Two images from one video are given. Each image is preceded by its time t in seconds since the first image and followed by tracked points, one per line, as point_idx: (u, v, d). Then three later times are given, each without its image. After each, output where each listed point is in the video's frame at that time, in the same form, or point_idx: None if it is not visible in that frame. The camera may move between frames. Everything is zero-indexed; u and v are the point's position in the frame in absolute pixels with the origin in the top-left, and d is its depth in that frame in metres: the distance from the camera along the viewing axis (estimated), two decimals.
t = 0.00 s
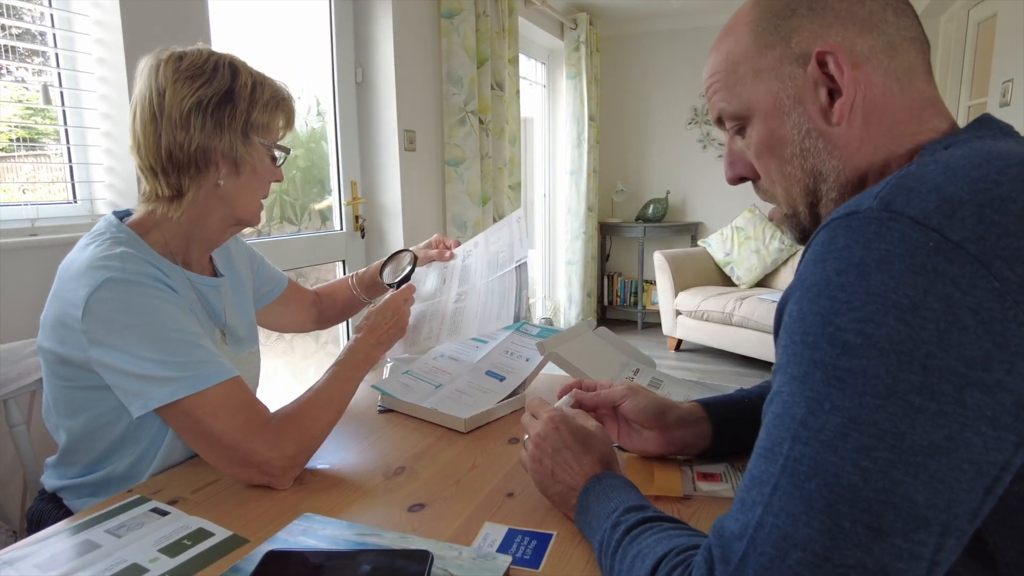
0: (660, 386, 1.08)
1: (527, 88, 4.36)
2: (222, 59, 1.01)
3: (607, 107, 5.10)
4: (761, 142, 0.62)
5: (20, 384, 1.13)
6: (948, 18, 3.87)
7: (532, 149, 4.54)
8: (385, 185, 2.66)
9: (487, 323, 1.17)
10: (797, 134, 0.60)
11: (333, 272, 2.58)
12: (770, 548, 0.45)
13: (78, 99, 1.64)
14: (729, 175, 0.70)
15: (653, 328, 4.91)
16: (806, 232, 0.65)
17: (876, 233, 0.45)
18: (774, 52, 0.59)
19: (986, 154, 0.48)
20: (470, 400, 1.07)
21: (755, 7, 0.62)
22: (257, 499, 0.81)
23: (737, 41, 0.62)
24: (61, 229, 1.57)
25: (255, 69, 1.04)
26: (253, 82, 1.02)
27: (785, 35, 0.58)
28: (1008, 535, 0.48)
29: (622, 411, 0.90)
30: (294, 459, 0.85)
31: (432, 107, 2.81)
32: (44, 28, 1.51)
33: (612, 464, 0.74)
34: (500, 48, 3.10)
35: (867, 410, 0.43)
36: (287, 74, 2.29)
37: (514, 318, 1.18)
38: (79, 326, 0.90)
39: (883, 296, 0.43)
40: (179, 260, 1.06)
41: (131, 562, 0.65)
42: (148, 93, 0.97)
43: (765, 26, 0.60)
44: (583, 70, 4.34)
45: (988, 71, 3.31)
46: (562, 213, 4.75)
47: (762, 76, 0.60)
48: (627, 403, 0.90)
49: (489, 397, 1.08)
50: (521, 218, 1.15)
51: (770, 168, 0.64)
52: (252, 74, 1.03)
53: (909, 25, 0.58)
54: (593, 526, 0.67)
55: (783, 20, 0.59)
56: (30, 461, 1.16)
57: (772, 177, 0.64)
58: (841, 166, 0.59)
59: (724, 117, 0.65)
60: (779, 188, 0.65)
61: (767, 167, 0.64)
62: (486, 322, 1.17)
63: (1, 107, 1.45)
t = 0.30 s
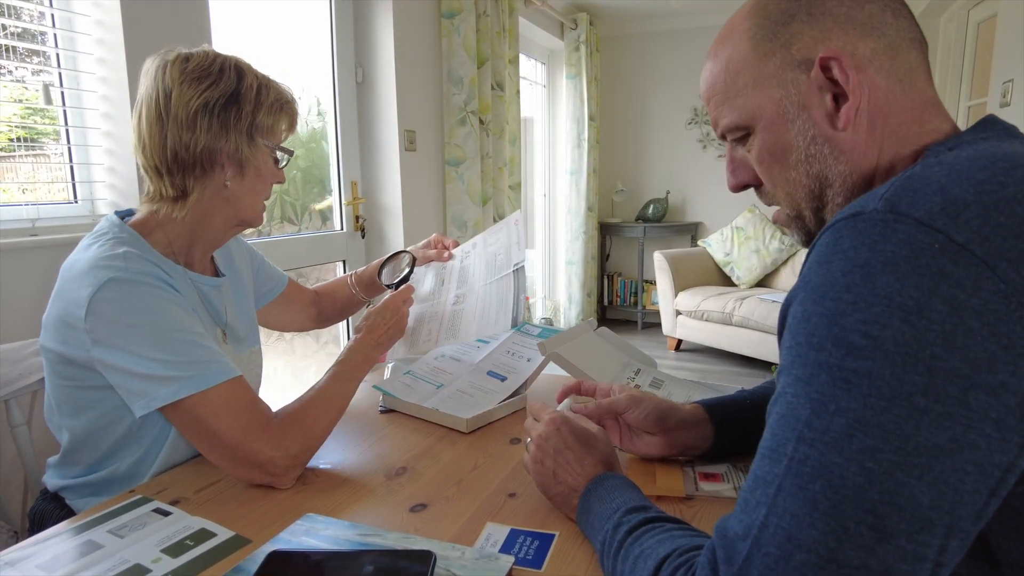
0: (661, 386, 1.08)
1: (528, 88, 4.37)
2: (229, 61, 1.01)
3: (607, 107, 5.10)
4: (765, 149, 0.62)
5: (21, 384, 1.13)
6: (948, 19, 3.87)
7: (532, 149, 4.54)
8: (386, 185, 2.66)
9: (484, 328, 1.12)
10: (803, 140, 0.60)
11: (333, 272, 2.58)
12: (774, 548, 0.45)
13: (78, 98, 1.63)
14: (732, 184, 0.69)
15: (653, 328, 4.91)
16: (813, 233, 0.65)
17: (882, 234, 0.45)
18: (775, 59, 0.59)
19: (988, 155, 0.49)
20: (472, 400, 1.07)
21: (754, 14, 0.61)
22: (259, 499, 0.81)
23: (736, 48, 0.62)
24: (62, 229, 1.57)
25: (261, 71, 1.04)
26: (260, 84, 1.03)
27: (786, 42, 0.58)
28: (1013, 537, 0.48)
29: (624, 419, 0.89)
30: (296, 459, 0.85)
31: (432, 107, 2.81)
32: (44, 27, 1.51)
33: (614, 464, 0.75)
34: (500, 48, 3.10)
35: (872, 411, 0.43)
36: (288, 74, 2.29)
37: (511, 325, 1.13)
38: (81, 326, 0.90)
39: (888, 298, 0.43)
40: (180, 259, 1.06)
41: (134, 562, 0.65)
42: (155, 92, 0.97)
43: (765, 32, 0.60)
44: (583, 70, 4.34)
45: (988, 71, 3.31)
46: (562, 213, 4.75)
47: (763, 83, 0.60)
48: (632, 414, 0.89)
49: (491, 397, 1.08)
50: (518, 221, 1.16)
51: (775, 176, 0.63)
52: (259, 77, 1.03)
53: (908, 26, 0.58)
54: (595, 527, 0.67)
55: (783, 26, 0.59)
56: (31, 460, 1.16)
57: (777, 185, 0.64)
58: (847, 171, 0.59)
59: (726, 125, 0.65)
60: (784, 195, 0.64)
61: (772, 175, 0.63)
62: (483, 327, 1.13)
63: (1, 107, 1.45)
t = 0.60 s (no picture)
0: (660, 386, 1.08)
1: (528, 88, 4.37)
2: (230, 62, 1.01)
3: (607, 107, 5.09)
4: (775, 140, 0.62)
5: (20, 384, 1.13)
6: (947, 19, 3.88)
7: (532, 149, 4.54)
8: (385, 185, 2.66)
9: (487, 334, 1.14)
10: (815, 134, 0.59)
11: (333, 271, 2.58)
12: (776, 547, 0.45)
13: (78, 98, 1.64)
14: (738, 169, 0.69)
15: (654, 328, 4.91)
16: (816, 226, 0.66)
17: (897, 232, 0.45)
18: (792, 50, 0.58)
19: (1004, 154, 0.49)
20: (472, 400, 1.07)
21: None
22: (255, 499, 0.81)
23: (753, 36, 0.61)
24: (61, 229, 1.57)
25: (262, 71, 1.04)
26: (261, 85, 1.02)
27: (805, 33, 0.57)
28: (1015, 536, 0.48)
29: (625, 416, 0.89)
30: (297, 458, 0.85)
31: (432, 107, 2.81)
32: (43, 27, 1.51)
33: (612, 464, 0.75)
34: (500, 48, 3.10)
35: (879, 411, 0.42)
36: (287, 74, 2.29)
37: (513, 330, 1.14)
38: (81, 325, 0.90)
39: (900, 298, 0.43)
40: (181, 260, 1.06)
41: (134, 562, 0.65)
42: (155, 93, 0.97)
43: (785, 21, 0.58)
44: (583, 70, 4.34)
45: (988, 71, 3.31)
46: (562, 213, 4.75)
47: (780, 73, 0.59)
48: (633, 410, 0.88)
49: (492, 397, 1.08)
50: (520, 225, 1.16)
51: (782, 168, 0.63)
52: (260, 77, 1.03)
53: (929, 24, 0.57)
54: (593, 526, 0.67)
55: (803, 15, 0.58)
56: (31, 460, 1.16)
57: (784, 175, 0.64)
58: (857, 169, 0.59)
59: (737, 111, 0.64)
60: (790, 187, 0.64)
61: (780, 165, 0.63)
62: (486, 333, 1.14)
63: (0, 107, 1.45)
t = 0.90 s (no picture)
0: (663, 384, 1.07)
1: (528, 88, 4.37)
2: (233, 62, 1.01)
3: (607, 107, 5.09)
4: (849, 98, 0.51)
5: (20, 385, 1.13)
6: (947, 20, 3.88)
7: (532, 149, 4.54)
8: (385, 185, 2.66)
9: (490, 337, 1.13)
10: (894, 105, 0.49)
11: (333, 271, 2.58)
12: (817, 561, 0.43)
13: (79, 99, 1.64)
14: (794, 116, 0.58)
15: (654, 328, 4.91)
16: (869, 202, 0.56)
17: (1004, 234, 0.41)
18: None
19: None
20: (473, 400, 1.07)
21: None
22: (256, 499, 0.81)
23: None
24: (61, 229, 1.57)
25: (264, 72, 1.04)
26: (263, 86, 1.02)
27: None
28: None
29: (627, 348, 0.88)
30: (299, 459, 0.85)
31: (432, 107, 2.81)
32: (43, 27, 1.51)
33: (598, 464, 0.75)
34: (500, 48, 3.10)
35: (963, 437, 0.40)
36: (287, 74, 2.29)
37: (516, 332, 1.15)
38: (82, 326, 0.90)
39: (994, 312, 0.40)
40: (184, 261, 1.06)
41: (134, 562, 0.65)
42: (157, 95, 0.97)
43: None
44: (582, 70, 4.34)
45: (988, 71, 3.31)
46: (562, 213, 4.75)
47: (875, 19, 0.48)
48: (635, 345, 0.88)
49: (492, 397, 1.08)
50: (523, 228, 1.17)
51: (847, 132, 0.53)
52: (263, 78, 1.03)
53: None
54: (591, 526, 0.67)
55: None
56: (31, 459, 1.16)
57: (845, 139, 0.54)
58: (935, 157, 0.50)
59: (810, 53, 0.52)
60: (846, 157, 0.55)
61: (846, 128, 0.53)
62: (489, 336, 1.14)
63: None
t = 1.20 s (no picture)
0: (664, 383, 1.07)
1: (528, 88, 4.37)
2: (213, 57, 0.99)
3: (608, 107, 5.10)
4: (940, 73, 0.47)
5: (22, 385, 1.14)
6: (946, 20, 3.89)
7: (531, 148, 4.54)
8: (386, 185, 2.66)
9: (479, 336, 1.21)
10: (995, 93, 0.46)
11: (333, 271, 2.58)
12: None
13: (80, 99, 1.64)
14: (867, 86, 0.56)
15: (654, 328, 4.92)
16: (934, 188, 0.53)
17: None
18: None
19: None
20: (474, 400, 1.07)
21: None
22: (259, 500, 0.81)
23: None
24: (62, 229, 1.57)
25: (248, 67, 1.01)
26: (241, 81, 0.99)
27: None
28: None
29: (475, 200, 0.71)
30: (298, 459, 0.85)
31: (432, 108, 2.82)
32: (43, 28, 1.51)
33: (593, 463, 0.76)
34: (500, 48, 3.10)
35: None
36: (288, 74, 2.29)
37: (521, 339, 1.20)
38: (84, 325, 0.90)
39: None
40: (183, 261, 1.06)
41: (137, 562, 0.65)
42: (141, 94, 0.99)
43: None
44: (583, 70, 4.34)
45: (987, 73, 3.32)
46: (562, 213, 4.75)
47: None
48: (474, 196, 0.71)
49: (493, 396, 1.09)
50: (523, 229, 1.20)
51: (929, 114, 0.50)
52: (242, 73, 1.00)
53: None
54: (592, 527, 0.67)
55: None
56: (33, 460, 1.17)
57: (926, 125, 0.50)
58: None
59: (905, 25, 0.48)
60: (921, 141, 0.51)
61: (927, 107, 0.49)
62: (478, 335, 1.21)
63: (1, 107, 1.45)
